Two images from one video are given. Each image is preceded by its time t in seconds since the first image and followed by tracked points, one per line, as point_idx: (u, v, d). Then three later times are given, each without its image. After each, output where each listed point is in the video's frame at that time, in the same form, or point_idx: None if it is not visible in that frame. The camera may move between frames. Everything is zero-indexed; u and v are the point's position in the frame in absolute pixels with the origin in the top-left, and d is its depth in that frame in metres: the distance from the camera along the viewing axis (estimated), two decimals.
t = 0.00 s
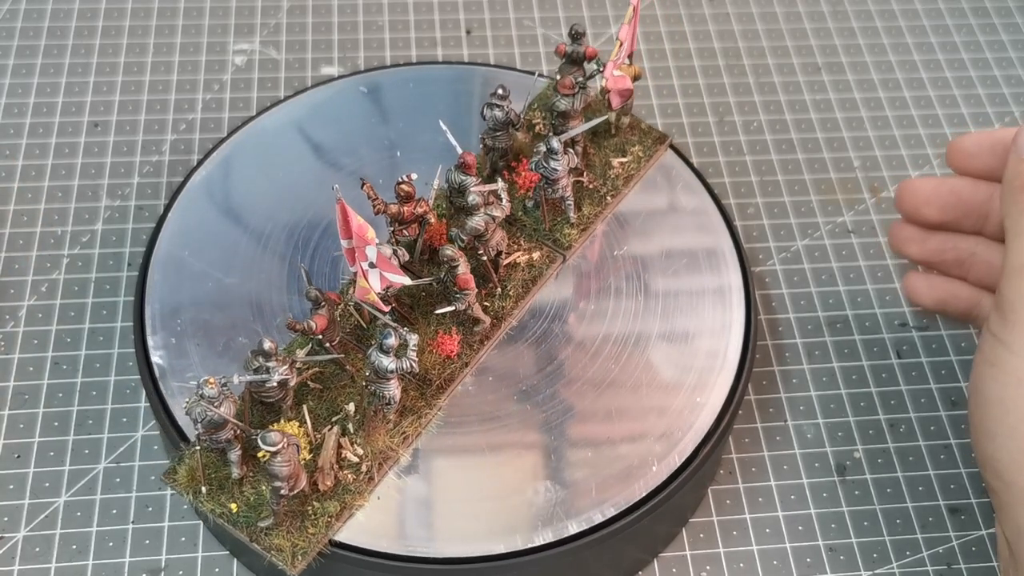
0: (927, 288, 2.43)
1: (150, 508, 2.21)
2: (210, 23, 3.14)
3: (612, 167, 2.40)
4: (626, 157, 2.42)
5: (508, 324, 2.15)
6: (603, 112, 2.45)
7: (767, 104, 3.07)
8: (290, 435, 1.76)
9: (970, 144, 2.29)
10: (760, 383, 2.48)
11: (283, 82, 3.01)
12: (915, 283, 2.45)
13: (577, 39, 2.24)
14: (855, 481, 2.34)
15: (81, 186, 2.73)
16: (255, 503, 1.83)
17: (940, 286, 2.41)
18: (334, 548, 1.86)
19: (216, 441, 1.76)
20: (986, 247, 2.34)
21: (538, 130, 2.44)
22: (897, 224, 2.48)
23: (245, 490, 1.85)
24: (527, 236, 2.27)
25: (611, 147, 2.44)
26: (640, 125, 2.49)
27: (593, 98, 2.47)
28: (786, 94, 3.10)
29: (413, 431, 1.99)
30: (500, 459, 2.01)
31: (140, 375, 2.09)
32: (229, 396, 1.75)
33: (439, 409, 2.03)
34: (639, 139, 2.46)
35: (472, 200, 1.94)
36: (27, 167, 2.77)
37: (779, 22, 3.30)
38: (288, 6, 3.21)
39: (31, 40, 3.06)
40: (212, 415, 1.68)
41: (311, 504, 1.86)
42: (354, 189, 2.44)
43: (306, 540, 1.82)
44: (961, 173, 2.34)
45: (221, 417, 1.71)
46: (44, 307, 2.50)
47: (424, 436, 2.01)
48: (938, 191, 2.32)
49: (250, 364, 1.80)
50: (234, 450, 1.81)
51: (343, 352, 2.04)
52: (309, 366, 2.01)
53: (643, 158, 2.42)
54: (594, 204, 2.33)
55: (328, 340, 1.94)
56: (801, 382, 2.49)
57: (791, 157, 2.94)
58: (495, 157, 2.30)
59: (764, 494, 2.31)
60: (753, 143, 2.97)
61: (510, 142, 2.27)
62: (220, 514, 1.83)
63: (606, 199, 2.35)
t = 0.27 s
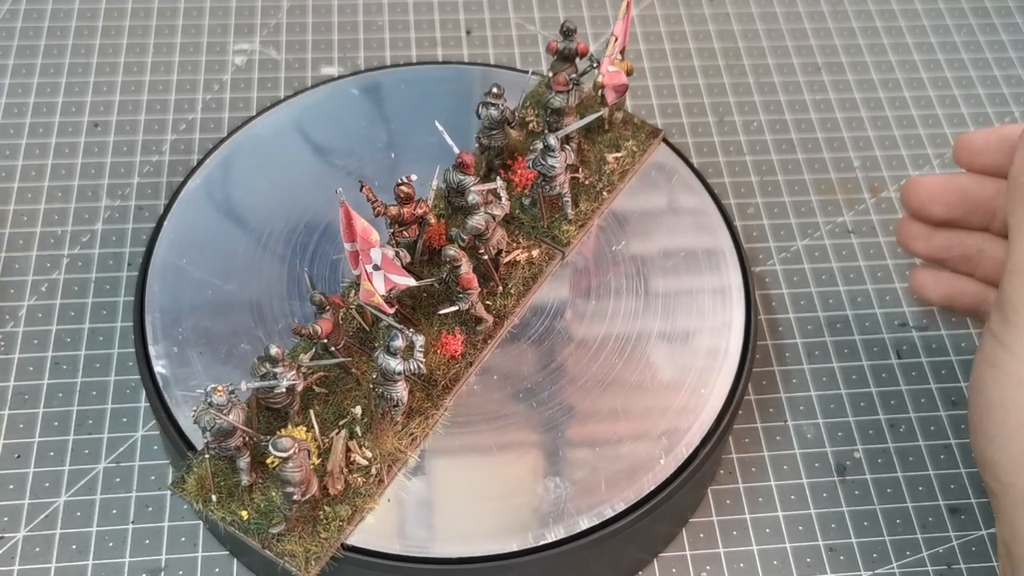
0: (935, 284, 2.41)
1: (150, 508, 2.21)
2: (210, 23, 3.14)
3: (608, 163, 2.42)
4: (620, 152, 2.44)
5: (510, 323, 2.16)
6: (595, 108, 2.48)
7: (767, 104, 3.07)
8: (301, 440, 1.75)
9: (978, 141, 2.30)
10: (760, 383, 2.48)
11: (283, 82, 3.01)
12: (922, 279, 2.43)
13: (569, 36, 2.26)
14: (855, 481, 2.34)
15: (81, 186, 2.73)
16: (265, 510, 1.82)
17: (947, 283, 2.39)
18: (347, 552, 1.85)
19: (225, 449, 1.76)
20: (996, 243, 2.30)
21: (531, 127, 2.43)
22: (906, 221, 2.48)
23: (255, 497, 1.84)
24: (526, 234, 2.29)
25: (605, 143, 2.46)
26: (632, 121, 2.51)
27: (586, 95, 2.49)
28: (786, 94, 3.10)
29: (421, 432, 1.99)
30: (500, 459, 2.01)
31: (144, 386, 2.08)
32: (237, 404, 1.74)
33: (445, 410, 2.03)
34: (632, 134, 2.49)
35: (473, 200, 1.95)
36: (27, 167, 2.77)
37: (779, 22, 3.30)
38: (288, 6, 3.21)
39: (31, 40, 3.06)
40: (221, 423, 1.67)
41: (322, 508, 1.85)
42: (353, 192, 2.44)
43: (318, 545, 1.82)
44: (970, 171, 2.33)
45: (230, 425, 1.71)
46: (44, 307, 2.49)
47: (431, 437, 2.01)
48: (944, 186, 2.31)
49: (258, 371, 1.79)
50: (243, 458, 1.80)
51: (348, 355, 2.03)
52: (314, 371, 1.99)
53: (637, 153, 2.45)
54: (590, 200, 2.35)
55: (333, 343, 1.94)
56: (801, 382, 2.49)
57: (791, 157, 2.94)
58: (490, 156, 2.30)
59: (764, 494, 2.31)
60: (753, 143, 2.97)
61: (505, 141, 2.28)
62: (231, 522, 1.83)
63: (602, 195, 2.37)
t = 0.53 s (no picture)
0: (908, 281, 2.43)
1: (150, 508, 2.21)
2: (210, 23, 3.14)
3: (603, 159, 2.42)
4: (614, 148, 2.44)
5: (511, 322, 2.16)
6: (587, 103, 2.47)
7: (767, 104, 3.07)
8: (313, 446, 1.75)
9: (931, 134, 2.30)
10: (760, 383, 2.48)
11: (283, 82, 3.01)
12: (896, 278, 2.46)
13: (561, 33, 2.24)
14: (855, 481, 2.34)
15: (82, 186, 2.73)
16: (276, 518, 1.81)
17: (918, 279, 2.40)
18: (360, 555, 1.86)
19: (234, 456, 1.76)
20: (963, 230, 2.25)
21: (525, 124, 2.44)
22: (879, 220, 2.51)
23: (266, 504, 1.83)
24: (524, 231, 2.28)
25: (599, 139, 2.46)
26: (624, 116, 2.51)
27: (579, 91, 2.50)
28: (786, 94, 3.10)
29: (428, 433, 1.99)
30: (500, 460, 2.01)
31: (149, 399, 2.07)
32: (244, 411, 1.74)
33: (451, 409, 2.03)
34: (625, 129, 2.49)
35: (473, 199, 1.95)
36: (27, 167, 2.77)
37: (779, 22, 3.30)
38: (288, 6, 3.21)
39: (31, 40, 3.06)
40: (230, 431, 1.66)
41: (334, 513, 1.85)
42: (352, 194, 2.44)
43: (332, 549, 1.81)
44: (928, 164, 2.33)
45: (240, 432, 1.71)
46: (44, 307, 2.50)
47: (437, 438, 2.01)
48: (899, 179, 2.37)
49: (264, 377, 1.79)
50: (251, 464, 1.79)
51: (353, 359, 2.01)
52: (319, 376, 1.98)
53: (631, 148, 2.45)
54: (587, 196, 2.35)
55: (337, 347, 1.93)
56: (801, 382, 2.49)
57: (791, 157, 2.94)
58: (486, 154, 2.31)
59: (764, 494, 2.31)
60: (753, 143, 2.97)
61: (499, 140, 2.27)
62: (242, 529, 1.81)
63: (598, 190, 2.37)
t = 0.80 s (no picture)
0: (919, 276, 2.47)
1: (150, 508, 2.21)
2: (210, 23, 3.14)
3: (597, 154, 2.42)
4: (608, 143, 2.44)
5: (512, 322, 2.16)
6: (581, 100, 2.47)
7: (767, 104, 3.07)
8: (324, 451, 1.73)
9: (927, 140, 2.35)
10: (760, 383, 2.48)
11: (283, 82, 3.01)
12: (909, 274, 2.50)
13: (552, 30, 2.22)
14: (855, 481, 2.34)
15: (81, 186, 2.73)
16: (288, 524, 1.81)
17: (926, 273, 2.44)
18: (372, 559, 1.86)
19: (243, 464, 1.72)
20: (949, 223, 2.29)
21: (517, 123, 2.41)
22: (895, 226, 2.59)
23: (277, 510, 1.83)
24: (523, 229, 2.28)
25: (593, 134, 2.45)
26: (618, 111, 2.51)
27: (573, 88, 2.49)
28: (786, 94, 3.10)
29: (436, 434, 1.98)
30: (500, 460, 2.01)
31: (150, 401, 2.08)
32: (255, 417, 1.71)
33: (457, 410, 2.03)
34: (618, 125, 2.49)
35: (473, 199, 1.94)
36: (27, 167, 2.77)
37: (779, 22, 3.30)
38: (288, 6, 3.21)
39: (31, 40, 3.06)
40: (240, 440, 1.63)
41: (345, 517, 1.85)
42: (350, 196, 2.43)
43: (345, 553, 1.81)
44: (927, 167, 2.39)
45: (249, 439, 1.68)
46: (44, 307, 2.49)
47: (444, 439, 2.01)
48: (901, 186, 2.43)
49: (272, 383, 1.75)
50: (262, 471, 1.78)
51: (358, 363, 2.00)
52: (324, 380, 1.97)
53: (625, 143, 2.45)
54: (583, 192, 2.35)
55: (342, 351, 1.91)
56: (801, 382, 2.49)
57: (791, 157, 2.95)
58: (482, 154, 2.29)
59: (764, 494, 2.31)
60: (753, 143, 2.97)
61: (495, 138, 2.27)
62: (255, 536, 1.81)
63: (594, 187, 2.37)
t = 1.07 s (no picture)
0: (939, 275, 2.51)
1: (150, 508, 2.21)
2: (210, 23, 3.14)
3: (591, 150, 2.42)
4: (602, 139, 2.44)
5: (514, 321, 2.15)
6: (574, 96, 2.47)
7: (767, 104, 3.07)
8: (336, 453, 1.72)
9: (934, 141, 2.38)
10: (759, 383, 2.48)
11: (283, 82, 3.01)
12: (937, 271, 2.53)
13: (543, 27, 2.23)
14: (854, 481, 2.34)
15: (81, 186, 2.73)
16: (299, 528, 1.80)
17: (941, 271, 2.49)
18: (385, 561, 1.85)
19: (253, 470, 1.72)
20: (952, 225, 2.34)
21: (511, 121, 2.44)
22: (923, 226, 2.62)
23: (288, 516, 1.82)
24: (520, 227, 2.28)
25: (586, 130, 2.46)
26: (609, 107, 2.51)
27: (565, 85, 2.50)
28: (786, 94, 3.10)
29: (443, 433, 1.96)
30: (500, 460, 2.01)
31: (150, 400, 2.07)
32: (264, 423, 1.71)
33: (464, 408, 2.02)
34: (611, 120, 2.49)
35: (472, 199, 1.95)
36: (27, 167, 2.77)
37: (779, 22, 3.30)
38: (288, 6, 3.21)
39: (31, 41, 3.06)
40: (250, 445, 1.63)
41: (357, 519, 1.83)
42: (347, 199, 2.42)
43: (358, 556, 1.79)
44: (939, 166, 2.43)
45: (259, 445, 1.68)
46: (44, 307, 2.50)
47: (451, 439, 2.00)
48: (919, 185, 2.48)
49: (279, 389, 1.75)
50: (272, 477, 1.77)
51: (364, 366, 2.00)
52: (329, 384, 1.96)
53: (618, 138, 2.45)
54: (578, 188, 2.34)
55: (349, 354, 1.91)
56: (801, 382, 2.49)
57: (791, 157, 2.94)
58: (478, 152, 2.28)
59: (764, 494, 2.31)
60: (753, 143, 2.97)
61: (491, 137, 2.26)
62: (266, 543, 1.80)
63: (589, 182, 2.36)
